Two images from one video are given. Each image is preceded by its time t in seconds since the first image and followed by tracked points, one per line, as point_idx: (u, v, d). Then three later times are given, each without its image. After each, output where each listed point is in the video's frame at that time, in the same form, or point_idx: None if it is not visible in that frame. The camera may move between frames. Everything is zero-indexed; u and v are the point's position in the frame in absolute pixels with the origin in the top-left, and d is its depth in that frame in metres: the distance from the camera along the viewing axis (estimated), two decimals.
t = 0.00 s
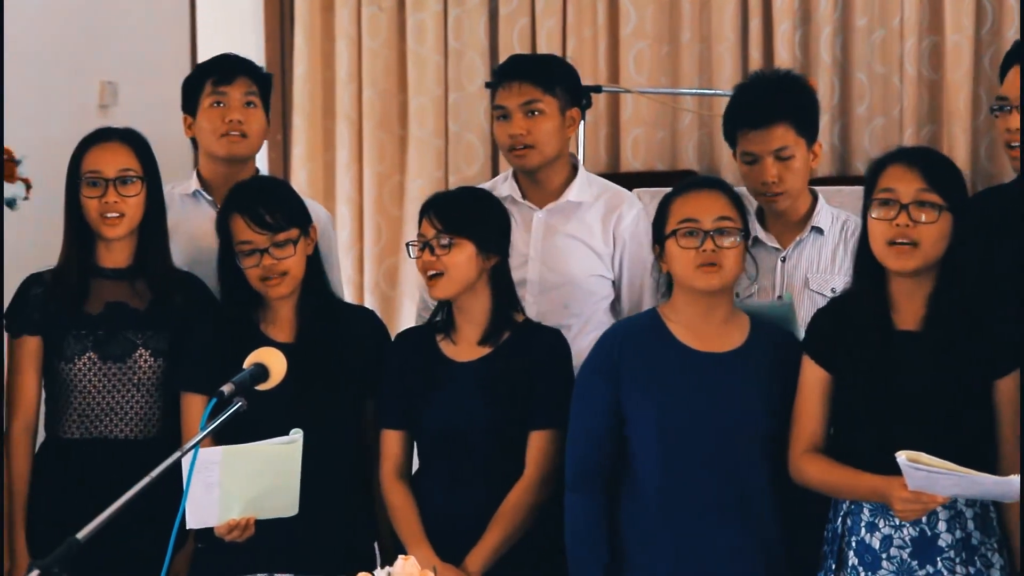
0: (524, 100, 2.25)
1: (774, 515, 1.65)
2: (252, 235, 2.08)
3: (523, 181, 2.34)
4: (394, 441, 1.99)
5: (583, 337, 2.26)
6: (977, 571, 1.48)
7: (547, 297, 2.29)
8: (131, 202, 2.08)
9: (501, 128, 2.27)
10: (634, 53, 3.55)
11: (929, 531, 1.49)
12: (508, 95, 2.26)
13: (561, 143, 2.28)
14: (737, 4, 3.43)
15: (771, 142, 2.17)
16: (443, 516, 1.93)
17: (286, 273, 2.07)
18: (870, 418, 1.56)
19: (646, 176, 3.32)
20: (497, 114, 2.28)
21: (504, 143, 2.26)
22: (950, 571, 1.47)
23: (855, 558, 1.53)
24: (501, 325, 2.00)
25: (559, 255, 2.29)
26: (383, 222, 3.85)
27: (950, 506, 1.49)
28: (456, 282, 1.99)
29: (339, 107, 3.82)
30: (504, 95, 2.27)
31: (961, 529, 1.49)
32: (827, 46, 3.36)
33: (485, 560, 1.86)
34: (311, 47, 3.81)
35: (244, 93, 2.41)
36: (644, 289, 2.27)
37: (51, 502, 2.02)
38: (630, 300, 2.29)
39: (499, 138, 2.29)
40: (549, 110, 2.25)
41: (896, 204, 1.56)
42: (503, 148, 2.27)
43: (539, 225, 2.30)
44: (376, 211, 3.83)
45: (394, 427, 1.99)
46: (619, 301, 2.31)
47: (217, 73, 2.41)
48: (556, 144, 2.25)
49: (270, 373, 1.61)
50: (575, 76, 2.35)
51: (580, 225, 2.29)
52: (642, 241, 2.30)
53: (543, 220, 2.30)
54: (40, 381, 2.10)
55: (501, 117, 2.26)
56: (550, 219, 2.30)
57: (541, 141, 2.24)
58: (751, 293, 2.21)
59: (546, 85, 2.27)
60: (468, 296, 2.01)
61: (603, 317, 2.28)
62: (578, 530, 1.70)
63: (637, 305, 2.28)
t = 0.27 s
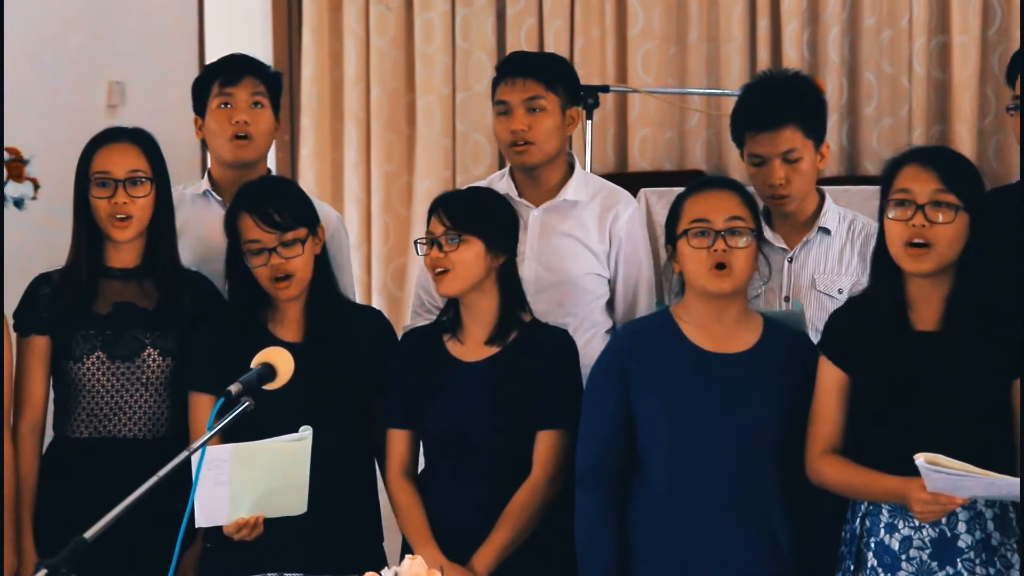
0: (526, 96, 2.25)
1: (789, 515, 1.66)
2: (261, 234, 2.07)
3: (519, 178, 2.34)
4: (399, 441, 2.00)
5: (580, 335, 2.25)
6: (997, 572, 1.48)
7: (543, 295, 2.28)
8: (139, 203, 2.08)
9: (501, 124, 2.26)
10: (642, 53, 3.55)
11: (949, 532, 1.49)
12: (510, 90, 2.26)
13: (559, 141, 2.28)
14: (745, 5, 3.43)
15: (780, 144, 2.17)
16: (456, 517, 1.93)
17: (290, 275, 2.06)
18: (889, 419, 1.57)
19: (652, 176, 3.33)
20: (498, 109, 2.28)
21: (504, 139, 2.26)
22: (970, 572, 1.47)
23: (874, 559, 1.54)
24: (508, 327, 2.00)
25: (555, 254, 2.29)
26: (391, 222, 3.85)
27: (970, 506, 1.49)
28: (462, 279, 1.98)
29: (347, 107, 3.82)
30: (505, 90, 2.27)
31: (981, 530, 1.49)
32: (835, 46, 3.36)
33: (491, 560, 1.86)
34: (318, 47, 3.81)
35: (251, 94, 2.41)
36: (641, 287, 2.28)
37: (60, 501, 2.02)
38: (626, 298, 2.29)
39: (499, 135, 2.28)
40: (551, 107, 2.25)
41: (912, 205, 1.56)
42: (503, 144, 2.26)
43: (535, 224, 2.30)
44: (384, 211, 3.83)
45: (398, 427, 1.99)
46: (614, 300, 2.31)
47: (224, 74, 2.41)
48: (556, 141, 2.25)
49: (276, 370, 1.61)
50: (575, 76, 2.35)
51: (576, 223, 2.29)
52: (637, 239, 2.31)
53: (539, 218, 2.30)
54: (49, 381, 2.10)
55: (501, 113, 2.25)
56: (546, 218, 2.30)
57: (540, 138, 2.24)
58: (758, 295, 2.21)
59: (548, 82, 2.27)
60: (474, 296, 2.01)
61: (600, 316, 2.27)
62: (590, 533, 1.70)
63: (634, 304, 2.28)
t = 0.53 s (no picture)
0: (523, 94, 2.26)
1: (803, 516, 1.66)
2: (269, 233, 2.07)
3: (515, 178, 2.33)
4: (407, 441, 2.00)
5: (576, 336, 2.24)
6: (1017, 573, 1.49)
7: (538, 297, 2.27)
8: (146, 202, 2.08)
9: (497, 121, 2.27)
10: (649, 53, 3.55)
11: (968, 533, 1.50)
12: (508, 87, 2.27)
13: (555, 141, 2.28)
14: (753, 5, 3.43)
15: (789, 145, 2.17)
16: (470, 519, 1.92)
17: (299, 272, 2.06)
18: (908, 421, 1.58)
19: (658, 177, 3.34)
20: (494, 106, 2.29)
21: (499, 136, 2.26)
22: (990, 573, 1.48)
23: (893, 560, 1.55)
24: (517, 327, 2.00)
25: (549, 254, 2.28)
26: (398, 222, 3.85)
27: (989, 508, 1.50)
28: (473, 278, 1.98)
29: (355, 108, 3.82)
30: (503, 87, 2.28)
31: (1001, 531, 1.50)
32: (843, 46, 3.37)
33: (501, 560, 1.86)
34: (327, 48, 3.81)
35: (253, 95, 2.40)
36: (637, 286, 2.26)
37: (69, 502, 2.01)
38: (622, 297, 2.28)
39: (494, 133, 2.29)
40: (547, 105, 2.26)
41: (928, 205, 1.57)
42: (498, 141, 2.26)
43: (530, 225, 2.29)
44: (392, 211, 3.84)
45: (405, 427, 1.99)
46: (611, 298, 2.30)
47: (228, 75, 2.41)
48: (551, 139, 2.26)
49: (283, 368, 1.60)
50: (571, 78, 2.36)
51: (570, 223, 2.28)
52: (631, 238, 2.29)
53: (533, 219, 2.29)
54: (56, 381, 2.09)
55: (498, 109, 2.27)
56: (540, 218, 2.29)
57: (536, 136, 2.24)
58: (767, 296, 2.20)
59: (546, 82, 2.29)
60: (482, 295, 2.01)
61: (596, 316, 2.26)
62: (604, 534, 1.70)
63: (630, 303, 2.27)
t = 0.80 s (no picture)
0: (527, 94, 2.27)
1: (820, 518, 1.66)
2: (282, 234, 2.07)
3: (519, 179, 2.33)
4: (416, 443, 1.99)
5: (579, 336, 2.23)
6: None
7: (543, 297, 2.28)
8: (155, 202, 2.08)
9: (501, 120, 2.27)
10: (660, 53, 3.55)
11: (988, 533, 1.51)
12: (512, 87, 2.28)
13: (559, 142, 2.27)
14: (764, 6, 3.43)
15: (800, 146, 2.17)
16: (484, 519, 1.92)
17: (313, 274, 2.07)
18: (928, 421, 1.58)
19: (669, 177, 3.34)
20: (499, 105, 2.29)
21: (503, 134, 2.26)
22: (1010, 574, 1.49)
23: (912, 560, 1.57)
24: (526, 328, 2.00)
25: (553, 255, 2.28)
26: (409, 223, 3.85)
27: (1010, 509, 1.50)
28: (485, 278, 1.98)
29: (366, 108, 3.82)
30: (507, 87, 2.28)
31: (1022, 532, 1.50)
32: (853, 46, 3.37)
33: (515, 560, 1.86)
34: (338, 48, 3.82)
35: (260, 93, 2.40)
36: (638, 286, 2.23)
37: (78, 504, 2.00)
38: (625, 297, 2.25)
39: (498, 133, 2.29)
40: (551, 105, 2.26)
41: (948, 206, 1.58)
42: (501, 140, 2.26)
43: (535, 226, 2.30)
44: (402, 211, 3.84)
45: (415, 429, 1.99)
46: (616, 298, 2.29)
47: (234, 75, 2.42)
48: (555, 139, 2.25)
49: (295, 369, 1.60)
50: (577, 80, 2.36)
51: (573, 224, 2.28)
52: (633, 236, 2.26)
53: (537, 220, 2.29)
54: (65, 383, 2.08)
55: (502, 108, 2.27)
56: (544, 219, 2.29)
57: (539, 135, 2.24)
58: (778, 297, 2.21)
59: (551, 82, 2.29)
60: (493, 294, 2.01)
61: (600, 316, 2.25)
62: (621, 535, 1.70)
63: (633, 303, 2.24)
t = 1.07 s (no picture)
0: (547, 93, 2.27)
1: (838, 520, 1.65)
2: (295, 230, 2.07)
3: (534, 177, 2.32)
4: (429, 444, 1.98)
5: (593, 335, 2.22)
6: None
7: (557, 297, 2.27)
8: (168, 201, 2.08)
9: (519, 118, 2.27)
10: (674, 53, 3.55)
11: (1007, 533, 1.50)
12: (532, 86, 2.27)
13: (576, 142, 2.27)
14: (778, 5, 3.43)
15: (816, 145, 2.17)
16: (500, 518, 1.92)
17: (324, 272, 2.06)
18: (949, 420, 1.58)
19: (683, 177, 3.33)
20: (518, 103, 2.28)
21: (520, 134, 2.26)
22: None
23: (930, 559, 1.56)
24: (541, 327, 2.00)
25: (567, 255, 2.28)
26: (423, 223, 3.86)
27: None
28: (500, 277, 1.98)
29: (380, 107, 3.82)
30: (527, 86, 2.28)
31: None
32: (868, 46, 3.36)
33: (533, 559, 1.86)
34: (352, 48, 3.82)
35: (274, 92, 2.41)
36: (653, 286, 2.23)
37: (96, 504, 2.01)
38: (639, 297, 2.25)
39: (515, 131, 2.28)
40: (570, 105, 2.26)
41: (972, 205, 1.59)
42: (519, 138, 2.26)
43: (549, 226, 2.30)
44: (416, 211, 3.84)
45: (428, 429, 1.98)
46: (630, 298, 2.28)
47: (248, 74, 2.43)
48: (573, 139, 2.25)
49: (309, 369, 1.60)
50: (595, 79, 2.36)
51: (587, 223, 2.28)
52: (648, 236, 2.27)
53: (551, 220, 2.29)
54: (79, 382, 2.07)
55: (522, 107, 2.27)
56: (558, 219, 2.29)
57: (557, 134, 2.24)
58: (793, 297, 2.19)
59: (569, 81, 2.29)
60: (508, 296, 2.00)
61: (614, 316, 2.25)
62: (645, 534, 1.70)
63: (648, 302, 2.24)
